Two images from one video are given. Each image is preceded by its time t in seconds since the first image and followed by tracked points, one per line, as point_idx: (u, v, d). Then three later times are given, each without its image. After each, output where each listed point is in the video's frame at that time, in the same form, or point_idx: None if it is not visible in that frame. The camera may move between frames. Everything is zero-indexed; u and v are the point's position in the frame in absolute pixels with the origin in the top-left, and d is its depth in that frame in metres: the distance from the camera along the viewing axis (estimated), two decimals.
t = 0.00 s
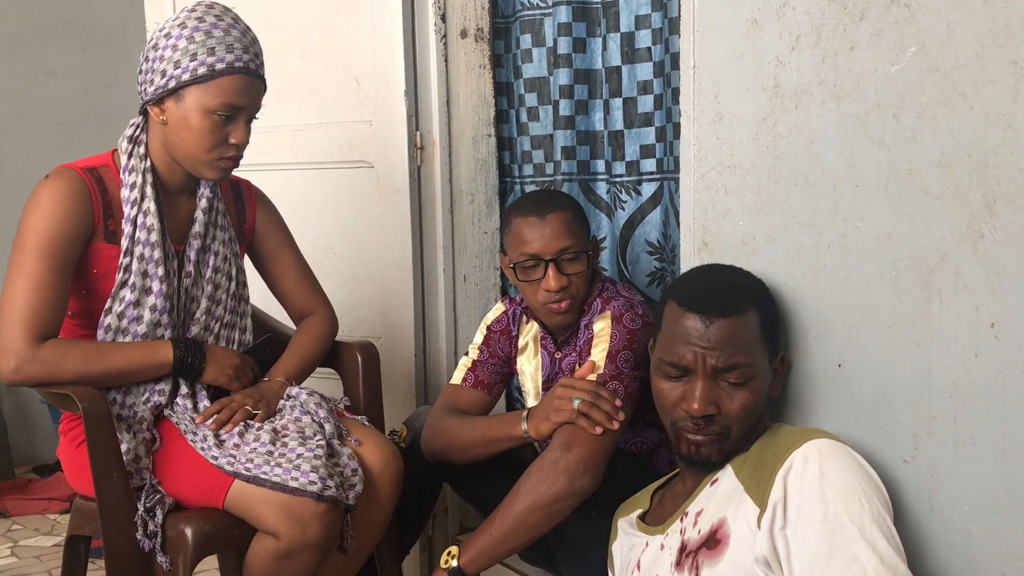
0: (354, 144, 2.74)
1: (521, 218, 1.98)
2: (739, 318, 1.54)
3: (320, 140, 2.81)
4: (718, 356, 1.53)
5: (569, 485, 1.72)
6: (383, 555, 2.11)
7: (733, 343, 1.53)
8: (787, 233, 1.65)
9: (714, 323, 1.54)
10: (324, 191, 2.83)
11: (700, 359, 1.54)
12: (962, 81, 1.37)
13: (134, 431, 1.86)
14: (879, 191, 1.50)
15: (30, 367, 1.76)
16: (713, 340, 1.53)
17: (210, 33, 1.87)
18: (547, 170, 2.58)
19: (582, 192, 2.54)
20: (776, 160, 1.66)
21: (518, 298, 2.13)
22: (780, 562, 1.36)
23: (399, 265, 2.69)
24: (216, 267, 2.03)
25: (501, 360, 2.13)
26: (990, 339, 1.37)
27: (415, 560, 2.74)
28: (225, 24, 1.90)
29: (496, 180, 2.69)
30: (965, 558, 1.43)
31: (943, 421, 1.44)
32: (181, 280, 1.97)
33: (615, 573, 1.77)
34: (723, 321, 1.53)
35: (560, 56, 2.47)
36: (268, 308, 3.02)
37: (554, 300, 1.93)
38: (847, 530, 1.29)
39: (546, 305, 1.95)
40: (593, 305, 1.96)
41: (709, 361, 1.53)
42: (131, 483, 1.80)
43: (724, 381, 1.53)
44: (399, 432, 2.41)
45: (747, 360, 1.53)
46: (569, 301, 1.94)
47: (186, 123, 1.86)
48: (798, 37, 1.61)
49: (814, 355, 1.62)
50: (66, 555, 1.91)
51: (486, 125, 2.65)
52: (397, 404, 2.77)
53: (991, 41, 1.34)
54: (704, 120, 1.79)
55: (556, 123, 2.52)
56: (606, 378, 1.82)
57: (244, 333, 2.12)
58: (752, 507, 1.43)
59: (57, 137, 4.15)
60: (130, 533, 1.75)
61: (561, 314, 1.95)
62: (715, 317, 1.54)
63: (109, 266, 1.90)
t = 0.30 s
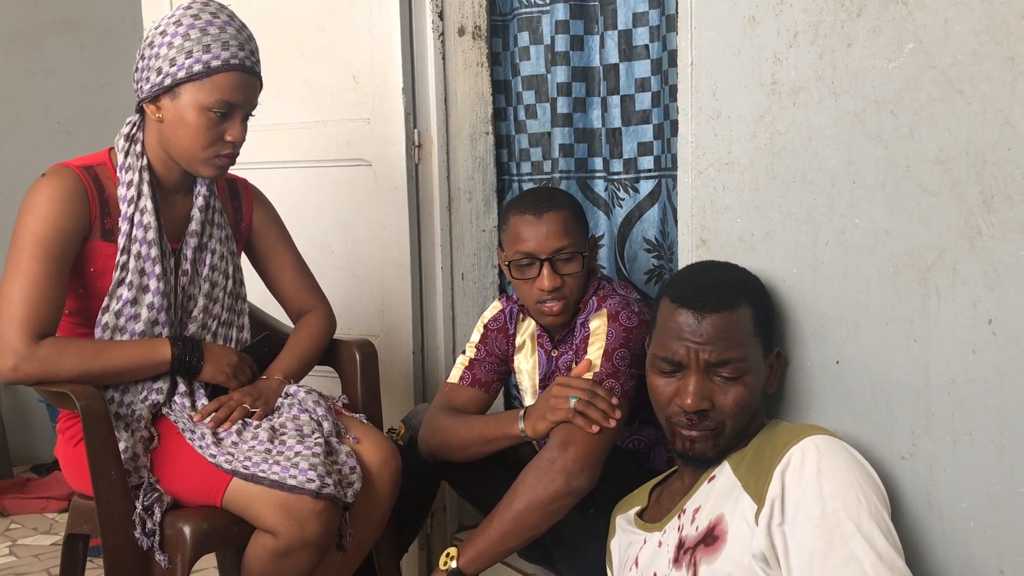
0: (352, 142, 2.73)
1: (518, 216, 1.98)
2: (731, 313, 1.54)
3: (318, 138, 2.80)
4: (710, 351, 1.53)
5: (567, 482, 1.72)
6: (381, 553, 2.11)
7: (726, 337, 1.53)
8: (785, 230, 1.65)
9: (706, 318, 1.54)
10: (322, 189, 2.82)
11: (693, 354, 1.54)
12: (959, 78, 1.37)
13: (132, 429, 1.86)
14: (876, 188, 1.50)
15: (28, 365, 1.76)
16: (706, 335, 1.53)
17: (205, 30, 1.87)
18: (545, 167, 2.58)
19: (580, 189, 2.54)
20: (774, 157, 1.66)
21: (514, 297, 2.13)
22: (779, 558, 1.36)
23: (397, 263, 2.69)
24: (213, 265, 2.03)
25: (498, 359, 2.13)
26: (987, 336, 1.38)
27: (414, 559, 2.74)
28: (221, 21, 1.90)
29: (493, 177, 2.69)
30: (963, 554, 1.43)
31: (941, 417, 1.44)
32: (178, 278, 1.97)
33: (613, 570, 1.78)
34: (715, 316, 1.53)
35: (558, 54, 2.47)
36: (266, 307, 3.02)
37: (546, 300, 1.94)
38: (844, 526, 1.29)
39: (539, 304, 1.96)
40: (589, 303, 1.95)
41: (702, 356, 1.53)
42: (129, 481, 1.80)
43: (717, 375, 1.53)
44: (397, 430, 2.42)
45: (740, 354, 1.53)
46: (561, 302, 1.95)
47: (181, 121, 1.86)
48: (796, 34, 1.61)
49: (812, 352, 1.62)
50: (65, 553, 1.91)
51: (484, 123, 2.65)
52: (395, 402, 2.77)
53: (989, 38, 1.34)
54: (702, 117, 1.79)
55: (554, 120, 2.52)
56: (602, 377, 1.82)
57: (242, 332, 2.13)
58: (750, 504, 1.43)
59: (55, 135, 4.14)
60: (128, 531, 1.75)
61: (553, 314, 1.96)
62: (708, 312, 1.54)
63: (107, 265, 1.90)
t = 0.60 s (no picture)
0: (350, 139, 2.73)
1: (516, 215, 1.98)
2: (729, 309, 1.54)
3: (316, 136, 2.81)
4: (708, 347, 1.53)
5: (566, 479, 1.72)
6: (381, 550, 2.11)
7: (723, 333, 1.53)
8: (783, 226, 1.66)
9: (704, 314, 1.54)
10: (320, 187, 2.82)
11: (690, 350, 1.54)
12: (956, 74, 1.38)
13: (132, 428, 1.86)
14: (874, 184, 1.50)
15: (27, 365, 1.76)
16: (703, 331, 1.54)
17: (202, 29, 1.87)
18: (543, 165, 2.58)
19: (578, 187, 2.54)
20: (771, 154, 1.67)
21: (513, 295, 2.13)
22: (777, 553, 1.36)
23: (395, 261, 2.69)
24: (211, 264, 2.03)
25: (497, 356, 2.13)
26: (985, 331, 1.38)
27: (414, 556, 2.73)
28: (218, 20, 1.90)
29: (491, 175, 2.70)
30: (961, 549, 1.43)
31: (938, 413, 1.45)
32: (176, 277, 1.97)
33: (613, 566, 1.78)
34: (712, 312, 1.54)
35: (555, 51, 2.47)
36: (265, 305, 3.02)
37: (546, 299, 1.94)
38: (843, 521, 1.30)
39: (538, 302, 1.96)
40: (587, 301, 1.96)
41: (699, 352, 1.54)
42: (129, 480, 1.80)
43: (714, 372, 1.53)
44: (396, 428, 2.42)
45: (737, 350, 1.53)
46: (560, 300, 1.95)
47: (179, 119, 1.86)
48: (793, 30, 1.61)
49: (810, 348, 1.62)
50: (65, 552, 1.91)
51: (481, 121, 2.66)
52: (395, 400, 2.78)
53: (985, 34, 1.34)
54: (700, 114, 1.79)
55: (551, 118, 2.52)
56: (601, 374, 1.82)
57: (240, 330, 2.13)
58: (749, 500, 1.43)
59: (52, 135, 4.14)
60: (128, 530, 1.75)
61: (552, 312, 1.96)
62: (705, 308, 1.54)
63: (105, 264, 1.90)
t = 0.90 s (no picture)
0: (346, 137, 2.73)
1: (507, 214, 1.99)
2: (723, 304, 1.55)
3: (311, 133, 2.80)
4: (703, 342, 1.53)
5: (564, 475, 1.72)
6: (379, 547, 2.12)
7: (718, 328, 1.53)
8: (778, 221, 1.66)
9: (698, 309, 1.54)
10: (316, 185, 2.82)
11: (685, 345, 1.55)
12: (951, 68, 1.38)
13: (129, 426, 1.86)
14: (869, 178, 1.51)
15: (23, 363, 1.75)
16: (697, 325, 1.54)
17: (196, 27, 1.86)
18: (539, 161, 2.59)
19: (573, 183, 2.54)
20: (767, 149, 1.67)
21: (510, 291, 2.13)
22: (775, 547, 1.37)
23: (391, 258, 2.69)
24: (208, 262, 2.03)
25: (494, 353, 2.13)
26: (980, 324, 1.38)
27: (411, 555, 2.71)
28: (212, 17, 1.90)
29: (487, 172, 2.70)
30: (957, 542, 1.44)
31: (934, 406, 1.45)
32: (172, 275, 1.97)
33: (611, 561, 1.79)
34: (707, 307, 1.54)
35: (550, 47, 2.47)
36: (261, 303, 3.02)
37: (541, 297, 1.94)
38: (840, 515, 1.30)
39: (532, 301, 1.96)
40: (583, 298, 1.96)
41: (694, 347, 1.54)
42: (126, 479, 1.80)
43: (709, 366, 1.54)
44: (393, 425, 2.42)
45: (732, 344, 1.54)
46: (555, 298, 1.95)
47: (174, 117, 1.86)
48: (787, 25, 1.61)
49: (806, 343, 1.63)
50: (62, 551, 1.91)
51: (477, 118, 2.66)
52: (392, 397, 2.78)
53: (979, 28, 1.34)
54: (695, 109, 1.79)
55: (547, 114, 2.51)
56: (598, 369, 1.83)
57: (236, 328, 2.13)
58: (746, 494, 1.44)
59: (46, 133, 4.13)
60: (125, 529, 1.75)
61: (548, 310, 1.96)
62: (699, 303, 1.55)
63: (101, 263, 1.90)
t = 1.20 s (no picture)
0: (339, 133, 2.73)
1: (517, 198, 1.98)
2: (716, 298, 1.55)
3: (305, 130, 2.80)
4: (695, 336, 1.54)
5: (559, 470, 1.72)
6: (375, 543, 2.12)
7: (711, 322, 1.54)
8: (772, 215, 1.66)
9: (691, 303, 1.55)
10: (310, 181, 2.82)
11: (678, 339, 1.55)
12: (944, 62, 1.38)
13: (124, 424, 1.85)
14: (862, 172, 1.51)
15: (17, 362, 1.75)
16: (690, 320, 1.54)
17: (188, 23, 1.86)
18: (534, 157, 2.58)
19: (568, 178, 2.53)
20: (760, 143, 1.67)
21: (502, 287, 2.13)
22: (770, 541, 1.37)
23: (386, 255, 2.69)
24: (202, 259, 2.03)
25: (487, 349, 2.13)
26: (974, 317, 1.39)
27: (406, 550, 2.73)
28: (203, 13, 1.90)
29: (482, 168, 2.68)
30: (952, 534, 1.45)
31: (928, 399, 1.46)
32: (167, 272, 1.96)
33: (606, 555, 1.79)
34: (700, 301, 1.54)
35: (544, 43, 2.47)
36: (255, 300, 3.02)
37: (534, 286, 1.95)
38: (835, 508, 1.31)
39: (525, 288, 1.97)
40: (575, 292, 1.96)
41: (687, 341, 1.54)
42: (122, 476, 1.79)
43: (702, 360, 1.54)
44: (388, 421, 2.42)
45: (725, 339, 1.54)
46: (547, 289, 1.96)
47: (167, 114, 1.85)
48: (780, 20, 1.61)
49: (800, 337, 1.63)
50: (58, 550, 1.91)
51: (471, 113, 2.65)
52: (387, 394, 2.77)
53: (972, 21, 1.34)
54: (689, 104, 1.79)
55: (541, 109, 2.52)
56: (589, 364, 1.83)
57: (232, 325, 2.12)
58: (741, 488, 1.44)
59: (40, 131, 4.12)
60: (121, 527, 1.75)
61: (538, 299, 1.97)
62: (692, 297, 1.55)
63: (95, 260, 1.89)
